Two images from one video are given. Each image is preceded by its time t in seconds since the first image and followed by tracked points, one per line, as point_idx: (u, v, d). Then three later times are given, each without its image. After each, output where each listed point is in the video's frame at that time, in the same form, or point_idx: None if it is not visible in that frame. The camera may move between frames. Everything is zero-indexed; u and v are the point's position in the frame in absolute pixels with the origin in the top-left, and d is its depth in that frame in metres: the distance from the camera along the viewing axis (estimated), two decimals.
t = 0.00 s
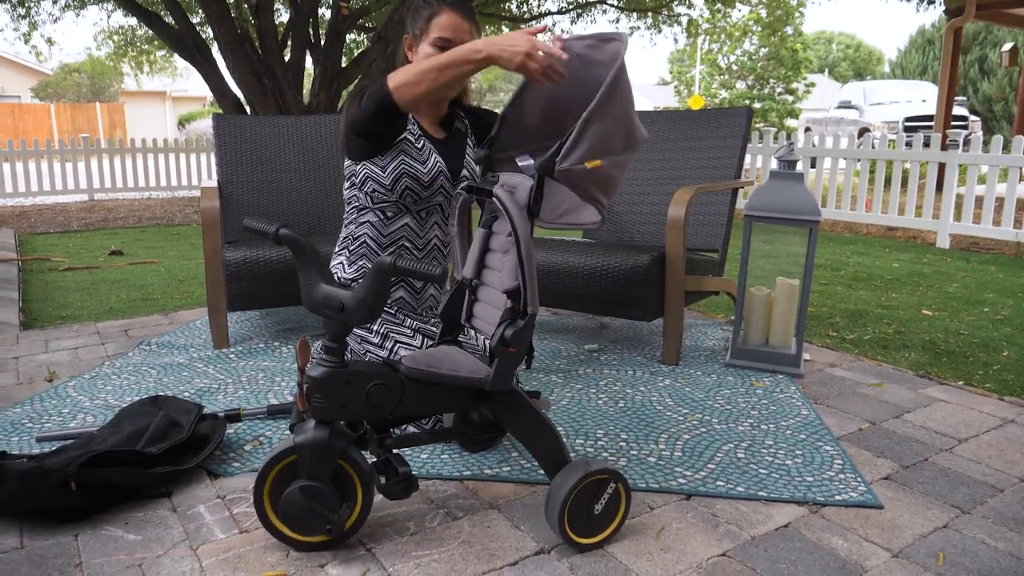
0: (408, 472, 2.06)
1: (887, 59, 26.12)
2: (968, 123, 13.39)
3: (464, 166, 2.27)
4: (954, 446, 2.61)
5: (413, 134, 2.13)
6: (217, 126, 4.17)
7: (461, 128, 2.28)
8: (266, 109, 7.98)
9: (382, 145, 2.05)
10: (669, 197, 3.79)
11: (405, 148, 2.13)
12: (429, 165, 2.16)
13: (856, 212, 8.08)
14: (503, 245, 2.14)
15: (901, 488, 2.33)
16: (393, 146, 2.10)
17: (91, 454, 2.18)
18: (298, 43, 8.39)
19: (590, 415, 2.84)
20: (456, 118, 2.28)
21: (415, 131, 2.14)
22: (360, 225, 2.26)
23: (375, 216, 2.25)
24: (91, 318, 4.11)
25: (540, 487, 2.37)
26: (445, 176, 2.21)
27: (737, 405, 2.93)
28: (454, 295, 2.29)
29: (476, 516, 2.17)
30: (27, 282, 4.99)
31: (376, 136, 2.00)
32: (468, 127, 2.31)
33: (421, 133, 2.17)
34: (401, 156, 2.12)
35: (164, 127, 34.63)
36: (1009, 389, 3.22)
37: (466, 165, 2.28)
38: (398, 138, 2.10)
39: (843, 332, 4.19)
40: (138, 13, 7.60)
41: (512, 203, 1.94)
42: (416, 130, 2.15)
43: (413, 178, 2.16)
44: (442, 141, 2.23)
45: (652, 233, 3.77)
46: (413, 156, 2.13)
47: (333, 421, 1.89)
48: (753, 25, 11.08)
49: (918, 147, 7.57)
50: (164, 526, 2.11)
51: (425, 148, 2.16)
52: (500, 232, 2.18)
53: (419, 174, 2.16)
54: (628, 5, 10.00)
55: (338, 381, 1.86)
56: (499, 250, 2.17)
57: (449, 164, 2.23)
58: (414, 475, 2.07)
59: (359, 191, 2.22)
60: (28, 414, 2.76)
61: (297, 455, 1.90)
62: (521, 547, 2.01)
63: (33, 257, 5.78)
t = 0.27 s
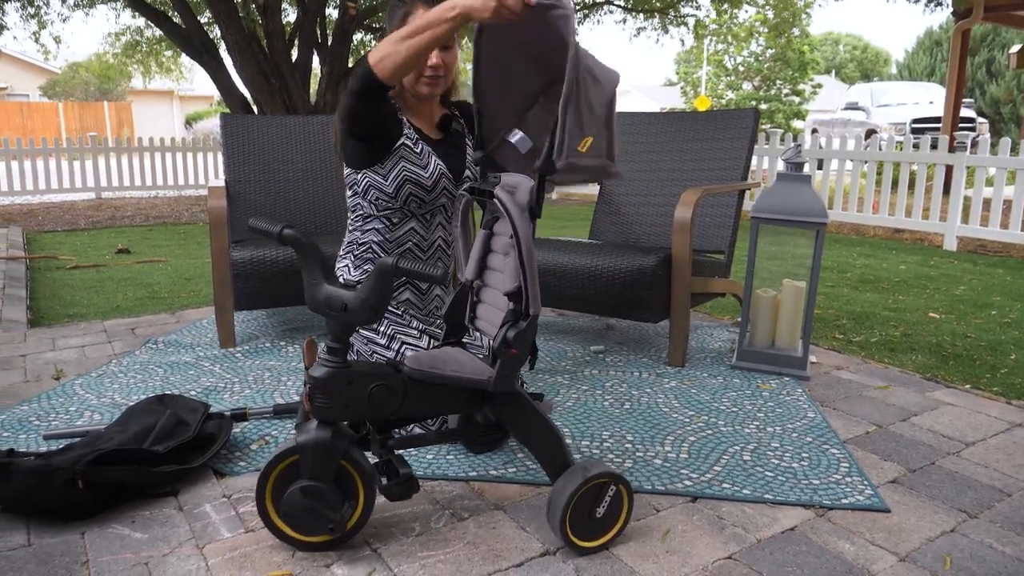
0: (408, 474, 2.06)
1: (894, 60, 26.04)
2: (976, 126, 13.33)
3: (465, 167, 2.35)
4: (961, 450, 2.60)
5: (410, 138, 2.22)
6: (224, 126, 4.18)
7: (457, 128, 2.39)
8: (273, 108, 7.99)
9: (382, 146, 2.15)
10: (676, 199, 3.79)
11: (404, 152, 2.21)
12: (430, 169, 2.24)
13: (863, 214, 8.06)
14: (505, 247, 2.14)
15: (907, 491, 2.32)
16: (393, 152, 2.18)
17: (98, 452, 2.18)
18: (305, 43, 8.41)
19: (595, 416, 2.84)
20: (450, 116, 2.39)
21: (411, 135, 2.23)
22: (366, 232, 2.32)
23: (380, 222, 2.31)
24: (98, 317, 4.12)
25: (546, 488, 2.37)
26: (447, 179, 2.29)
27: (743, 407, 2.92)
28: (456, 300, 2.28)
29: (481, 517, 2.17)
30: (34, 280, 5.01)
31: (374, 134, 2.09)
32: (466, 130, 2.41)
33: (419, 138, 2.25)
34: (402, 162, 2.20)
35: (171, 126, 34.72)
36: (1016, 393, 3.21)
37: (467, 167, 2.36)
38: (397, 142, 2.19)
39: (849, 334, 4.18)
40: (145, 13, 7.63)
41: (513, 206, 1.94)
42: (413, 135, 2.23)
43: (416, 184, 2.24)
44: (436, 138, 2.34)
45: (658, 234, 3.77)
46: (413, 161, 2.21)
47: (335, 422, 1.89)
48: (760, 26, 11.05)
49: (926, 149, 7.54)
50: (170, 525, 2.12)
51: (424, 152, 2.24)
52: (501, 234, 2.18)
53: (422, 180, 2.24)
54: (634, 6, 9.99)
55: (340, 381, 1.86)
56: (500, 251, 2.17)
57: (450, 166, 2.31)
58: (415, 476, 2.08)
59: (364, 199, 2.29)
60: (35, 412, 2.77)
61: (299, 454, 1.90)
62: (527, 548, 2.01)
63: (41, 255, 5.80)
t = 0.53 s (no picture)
0: (401, 473, 2.05)
1: (903, 63, 25.94)
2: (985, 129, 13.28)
3: (460, 171, 2.42)
4: (968, 454, 2.59)
5: (400, 144, 2.29)
6: (231, 125, 4.19)
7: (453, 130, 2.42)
8: (281, 107, 8.00)
9: (371, 154, 2.22)
10: (683, 200, 3.78)
11: (394, 158, 2.28)
12: (420, 175, 2.31)
13: (871, 217, 8.03)
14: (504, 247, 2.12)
15: (915, 495, 2.31)
16: (382, 158, 2.26)
17: (105, 448, 2.19)
18: (313, 42, 8.42)
19: (600, 417, 2.84)
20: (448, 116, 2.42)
21: (401, 141, 2.30)
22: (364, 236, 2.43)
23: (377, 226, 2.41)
24: (105, 314, 4.14)
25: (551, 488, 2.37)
26: (439, 183, 2.36)
27: (749, 409, 2.92)
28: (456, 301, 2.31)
29: (486, 517, 2.17)
30: (42, 277, 5.03)
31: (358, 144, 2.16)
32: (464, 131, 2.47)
33: (409, 143, 2.32)
34: (392, 168, 2.28)
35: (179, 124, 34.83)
36: None
37: (462, 171, 2.43)
38: (385, 149, 2.26)
39: (856, 337, 4.16)
40: (154, 11, 7.65)
41: (510, 205, 1.95)
42: (403, 141, 2.30)
43: (406, 190, 2.31)
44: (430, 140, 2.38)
45: (665, 236, 3.76)
46: (401, 166, 2.29)
47: (329, 420, 1.89)
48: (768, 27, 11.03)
49: (934, 152, 7.51)
50: (176, 521, 2.13)
51: (414, 158, 2.31)
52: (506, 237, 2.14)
53: (412, 185, 2.30)
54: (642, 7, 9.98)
55: (334, 380, 1.86)
56: (506, 254, 2.14)
57: (443, 170, 2.37)
58: (407, 476, 2.08)
59: (360, 205, 2.40)
60: (42, 408, 2.78)
61: (292, 453, 1.90)
62: (531, 548, 2.01)
63: (49, 252, 5.83)
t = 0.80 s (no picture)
0: (410, 470, 2.07)
1: (912, 63, 25.84)
2: (995, 130, 13.21)
3: (453, 167, 2.38)
4: (977, 457, 2.57)
5: (389, 146, 2.29)
6: (240, 122, 4.20)
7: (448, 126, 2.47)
8: (289, 105, 8.01)
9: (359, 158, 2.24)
10: (691, 200, 3.77)
11: (384, 161, 2.28)
12: (410, 176, 2.29)
13: (879, 218, 8.00)
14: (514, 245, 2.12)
15: (923, 497, 2.30)
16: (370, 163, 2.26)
17: (113, 444, 2.20)
18: (321, 40, 8.44)
19: (607, 417, 2.83)
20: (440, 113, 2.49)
21: (390, 143, 2.30)
22: (364, 238, 2.43)
23: (375, 228, 2.41)
24: (113, 310, 4.15)
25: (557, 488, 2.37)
26: (431, 181, 2.32)
27: (757, 409, 2.90)
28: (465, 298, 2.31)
29: (493, 516, 2.17)
30: (50, 273, 5.05)
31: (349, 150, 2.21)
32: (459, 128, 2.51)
33: (399, 143, 2.31)
34: (382, 171, 2.28)
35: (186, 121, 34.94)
36: None
37: (455, 166, 2.38)
38: (374, 152, 2.27)
39: (864, 338, 4.15)
40: (163, 9, 7.67)
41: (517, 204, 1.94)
42: (392, 142, 2.30)
43: (397, 192, 2.29)
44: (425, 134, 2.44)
45: (673, 235, 3.75)
46: (392, 168, 2.28)
47: (338, 417, 1.91)
48: (776, 27, 10.99)
49: (943, 152, 7.47)
50: (183, 518, 2.13)
51: (403, 158, 2.29)
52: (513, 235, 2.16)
53: (402, 187, 2.28)
54: (650, 6, 9.97)
55: (343, 377, 1.88)
56: (510, 252, 2.15)
57: (434, 167, 2.33)
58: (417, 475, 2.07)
59: (356, 209, 2.40)
60: (51, 404, 2.79)
61: (302, 450, 1.92)
62: (538, 547, 2.00)
63: (58, 248, 5.86)
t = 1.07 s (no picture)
0: (418, 466, 2.07)
1: (921, 62, 25.71)
2: (1004, 129, 13.14)
3: (461, 160, 2.42)
4: (986, 457, 2.56)
5: (395, 142, 2.30)
6: (248, 117, 4.20)
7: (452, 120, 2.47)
8: (296, 101, 8.02)
9: (362, 157, 2.25)
10: (699, 197, 3.75)
11: (391, 156, 2.29)
12: (419, 170, 2.30)
13: (887, 217, 7.97)
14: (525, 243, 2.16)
15: (931, 497, 2.29)
16: (378, 159, 2.27)
17: (121, 438, 2.20)
18: (328, 36, 8.44)
19: (614, 413, 2.83)
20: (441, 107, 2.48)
21: (395, 139, 2.31)
22: (371, 234, 2.44)
23: (382, 225, 2.42)
24: (121, 305, 4.16)
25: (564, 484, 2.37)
26: (440, 176, 2.34)
27: (764, 407, 2.90)
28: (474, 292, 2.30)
29: (499, 511, 2.17)
30: (58, 268, 5.07)
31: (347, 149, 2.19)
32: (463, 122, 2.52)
33: (404, 139, 2.33)
34: (390, 166, 2.29)
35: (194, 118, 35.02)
36: None
37: (463, 159, 2.42)
38: (380, 149, 2.28)
39: (871, 337, 4.13)
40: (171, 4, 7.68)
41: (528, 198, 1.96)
42: (397, 137, 2.32)
43: (406, 187, 2.30)
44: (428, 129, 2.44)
45: (680, 233, 3.74)
46: (399, 162, 2.29)
47: (347, 412, 1.91)
48: (784, 24, 10.95)
49: (952, 151, 7.43)
50: (190, 511, 2.14)
51: (409, 154, 2.31)
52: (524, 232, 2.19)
53: (411, 181, 2.30)
54: (658, 3, 9.94)
55: (353, 372, 1.88)
56: (522, 248, 2.19)
57: (442, 162, 2.36)
58: (426, 469, 2.08)
59: (364, 206, 2.41)
60: (58, 397, 2.80)
61: (311, 444, 1.92)
62: (544, 544, 2.00)
63: (65, 243, 5.87)
